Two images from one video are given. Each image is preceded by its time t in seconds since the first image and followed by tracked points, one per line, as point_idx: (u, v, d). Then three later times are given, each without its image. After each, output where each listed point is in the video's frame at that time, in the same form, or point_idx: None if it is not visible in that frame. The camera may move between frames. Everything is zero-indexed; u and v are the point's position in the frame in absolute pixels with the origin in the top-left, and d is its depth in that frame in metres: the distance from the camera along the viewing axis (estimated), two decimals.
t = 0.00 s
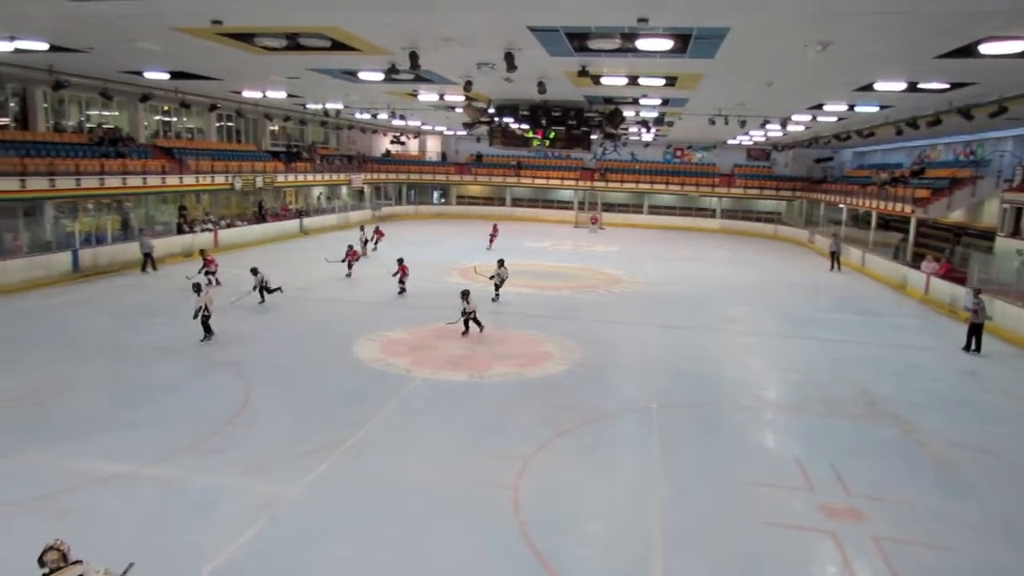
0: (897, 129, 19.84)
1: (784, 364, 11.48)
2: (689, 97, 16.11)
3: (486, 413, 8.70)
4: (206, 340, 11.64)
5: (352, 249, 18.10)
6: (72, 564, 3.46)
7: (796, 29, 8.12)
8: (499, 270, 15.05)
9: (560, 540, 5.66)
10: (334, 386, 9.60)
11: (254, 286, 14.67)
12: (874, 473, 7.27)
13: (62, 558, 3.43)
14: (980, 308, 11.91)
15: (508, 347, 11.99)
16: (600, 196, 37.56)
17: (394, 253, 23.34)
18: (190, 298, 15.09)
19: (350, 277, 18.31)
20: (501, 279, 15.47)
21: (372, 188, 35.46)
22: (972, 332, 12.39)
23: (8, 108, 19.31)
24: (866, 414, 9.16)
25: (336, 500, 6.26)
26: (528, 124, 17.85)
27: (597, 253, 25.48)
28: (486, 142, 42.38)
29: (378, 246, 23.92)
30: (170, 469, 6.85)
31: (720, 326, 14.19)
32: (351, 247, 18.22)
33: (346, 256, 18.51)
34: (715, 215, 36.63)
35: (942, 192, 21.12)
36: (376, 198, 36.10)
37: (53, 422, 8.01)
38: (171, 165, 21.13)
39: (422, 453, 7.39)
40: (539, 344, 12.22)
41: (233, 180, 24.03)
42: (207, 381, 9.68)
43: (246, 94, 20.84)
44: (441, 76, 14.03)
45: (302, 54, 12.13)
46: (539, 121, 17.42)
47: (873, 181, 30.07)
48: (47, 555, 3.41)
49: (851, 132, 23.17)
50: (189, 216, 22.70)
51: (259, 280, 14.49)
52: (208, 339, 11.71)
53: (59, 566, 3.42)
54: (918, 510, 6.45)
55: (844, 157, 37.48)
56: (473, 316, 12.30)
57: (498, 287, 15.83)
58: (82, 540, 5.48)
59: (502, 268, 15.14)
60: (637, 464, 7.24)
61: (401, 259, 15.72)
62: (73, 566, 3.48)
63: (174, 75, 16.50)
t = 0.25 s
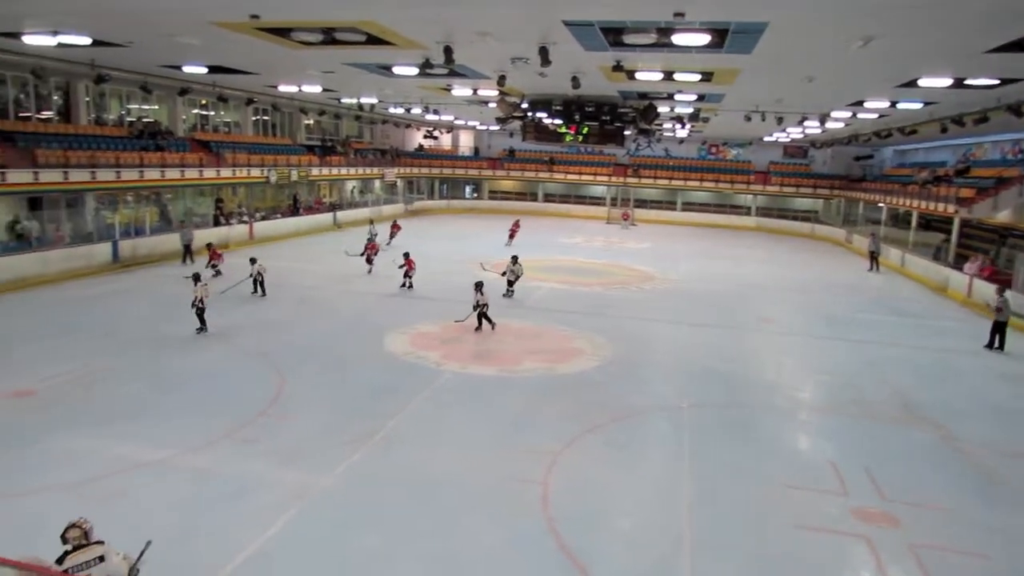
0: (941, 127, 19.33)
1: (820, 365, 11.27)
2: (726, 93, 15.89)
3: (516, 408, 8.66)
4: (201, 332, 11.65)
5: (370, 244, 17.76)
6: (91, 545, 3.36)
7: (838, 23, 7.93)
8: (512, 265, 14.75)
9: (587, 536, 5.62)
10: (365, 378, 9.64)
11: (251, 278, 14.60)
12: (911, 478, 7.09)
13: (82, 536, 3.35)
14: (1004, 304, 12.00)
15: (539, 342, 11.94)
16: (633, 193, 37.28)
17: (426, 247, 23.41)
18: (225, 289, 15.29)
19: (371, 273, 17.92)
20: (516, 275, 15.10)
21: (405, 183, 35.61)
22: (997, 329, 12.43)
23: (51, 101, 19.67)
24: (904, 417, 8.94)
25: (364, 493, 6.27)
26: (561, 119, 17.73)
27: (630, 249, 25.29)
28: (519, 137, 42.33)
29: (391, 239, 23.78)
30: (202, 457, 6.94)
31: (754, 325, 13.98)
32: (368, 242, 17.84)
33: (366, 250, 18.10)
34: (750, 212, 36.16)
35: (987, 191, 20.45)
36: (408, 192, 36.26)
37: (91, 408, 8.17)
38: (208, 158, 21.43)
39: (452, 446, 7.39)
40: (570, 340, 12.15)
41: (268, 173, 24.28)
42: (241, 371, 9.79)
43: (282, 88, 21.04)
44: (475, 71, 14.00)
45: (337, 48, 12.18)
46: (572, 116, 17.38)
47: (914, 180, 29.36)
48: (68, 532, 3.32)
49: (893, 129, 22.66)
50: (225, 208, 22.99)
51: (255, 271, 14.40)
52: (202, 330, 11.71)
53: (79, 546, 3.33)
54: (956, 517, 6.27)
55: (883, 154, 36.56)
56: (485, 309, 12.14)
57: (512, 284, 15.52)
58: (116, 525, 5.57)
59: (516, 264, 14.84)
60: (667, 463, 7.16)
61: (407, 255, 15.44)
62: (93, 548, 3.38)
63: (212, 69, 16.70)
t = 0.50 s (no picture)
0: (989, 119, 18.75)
1: (860, 362, 11.04)
2: (765, 84, 15.61)
3: (550, 401, 8.63)
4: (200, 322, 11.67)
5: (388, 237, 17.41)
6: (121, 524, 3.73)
7: (883, 13, 7.71)
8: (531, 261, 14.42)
9: (619, 530, 5.57)
10: (400, 369, 9.69)
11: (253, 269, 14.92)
12: (955, 478, 6.90)
13: (111, 516, 3.70)
14: None
15: (573, 335, 11.89)
16: (669, 186, 36.92)
17: (461, 240, 23.47)
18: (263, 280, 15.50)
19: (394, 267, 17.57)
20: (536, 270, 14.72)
21: (439, 175, 35.72)
22: None
23: (95, 95, 20.07)
24: (948, 417, 8.72)
25: (398, 483, 6.30)
26: (596, 113, 17.54)
27: (665, 243, 25.07)
28: (554, 130, 42.16)
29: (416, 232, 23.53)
30: (240, 444, 7.04)
31: (792, 321, 13.75)
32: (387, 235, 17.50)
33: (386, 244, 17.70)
34: (788, 206, 35.59)
35: None
36: (443, 185, 36.38)
37: (133, 395, 8.35)
38: (247, 150, 21.71)
39: (485, 438, 7.40)
40: (603, 334, 12.08)
41: (305, 166, 24.50)
42: (278, 360, 9.91)
43: (319, 81, 21.22)
44: (511, 63, 13.95)
45: (372, 42, 12.23)
46: (608, 109, 17.22)
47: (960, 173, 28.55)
48: (98, 510, 3.68)
49: (938, 121, 22.06)
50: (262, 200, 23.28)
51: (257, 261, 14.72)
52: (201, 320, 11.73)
53: (109, 523, 3.70)
54: (1000, 519, 6.08)
55: (928, 147, 35.53)
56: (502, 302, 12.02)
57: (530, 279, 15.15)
58: (156, 510, 5.68)
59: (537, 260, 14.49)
60: (702, 458, 7.08)
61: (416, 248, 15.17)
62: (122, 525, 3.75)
63: (250, 62, 16.88)
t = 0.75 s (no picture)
0: None
1: (909, 358, 10.69)
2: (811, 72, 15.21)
3: (589, 393, 8.52)
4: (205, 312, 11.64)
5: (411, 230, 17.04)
6: (152, 502, 3.79)
7: None
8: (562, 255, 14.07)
9: (658, 523, 5.49)
10: (437, 360, 9.66)
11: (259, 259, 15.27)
12: (1007, 478, 6.63)
13: (146, 492, 3.79)
14: None
15: (611, 327, 11.75)
16: (709, 176, 36.35)
17: (499, 231, 23.37)
18: (304, 270, 15.63)
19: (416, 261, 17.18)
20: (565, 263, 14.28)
21: (477, 166, 35.68)
22: None
23: (141, 89, 20.37)
24: (1001, 414, 8.37)
25: (436, 473, 6.27)
26: (635, 102, 17.29)
27: (706, 234, 24.69)
28: (593, 120, 41.80)
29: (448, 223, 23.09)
30: (280, 431, 7.09)
31: (837, 315, 13.40)
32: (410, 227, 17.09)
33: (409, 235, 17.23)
34: (833, 197, 34.78)
35: None
36: (481, 176, 36.33)
37: (176, 382, 8.47)
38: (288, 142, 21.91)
39: (522, 428, 7.33)
40: (641, 326, 11.91)
41: (345, 157, 24.58)
42: (318, 350, 9.97)
43: (358, 73, 21.31)
44: (549, 53, 13.79)
45: (411, 33, 12.20)
46: (648, 98, 16.94)
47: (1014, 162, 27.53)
48: (133, 487, 3.77)
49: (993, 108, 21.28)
50: (302, 191, 23.47)
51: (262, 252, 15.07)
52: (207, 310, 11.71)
53: (141, 499, 3.76)
54: None
55: (984, 135, 34.44)
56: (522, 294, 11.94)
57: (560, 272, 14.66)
58: (196, 496, 5.75)
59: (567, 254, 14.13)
60: (744, 452, 6.92)
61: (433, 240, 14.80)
62: (150, 504, 3.78)
63: (290, 55, 16.99)
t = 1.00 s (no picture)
0: None
1: (969, 355, 10.28)
2: (870, 58, 14.68)
3: (633, 381, 8.40)
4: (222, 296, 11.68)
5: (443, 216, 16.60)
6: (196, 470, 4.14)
7: None
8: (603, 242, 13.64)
9: (701, 516, 5.38)
10: (480, 344, 9.62)
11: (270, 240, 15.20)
12: None
13: (189, 462, 4.15)
14: None
15: (657, 316, 11.56)
16: (760, 165, 35.57)
17: (544, 218, 23.21)
18: (349, 254, 15.74)
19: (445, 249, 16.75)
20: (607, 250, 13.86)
21: (524, 152, 35.54)
22: None
23: (195, 74, 20.69)
24: None
25: (479, 456, 6.26)
26: (685, 88, 16.96)
27: (755, 224, 24.17)
28: (641, 107, 41.21)
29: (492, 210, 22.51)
30: (324, 411, 7.14)
31: (893, 309, 12.97)
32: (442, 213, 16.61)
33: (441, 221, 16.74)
34: (890, 187, 33.72)
35: None
36: (527, 162, 36.17)
37: (225, 361, 8.61)
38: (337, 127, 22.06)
39: (566, 415, 7.27)
40: (688, 315, 11.69)
41: (392, 142, 24.52)
42: (362, 332, 10.02)
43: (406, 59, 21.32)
44: (598, 37, 13.59)
45: (459, 18, 12.11)
46: (698, 85, 16.62)
47: None
48: (177, 457, 4.15)
49: None
50: (350, 175, 23.65)
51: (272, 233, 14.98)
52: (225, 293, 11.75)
53: (186, 468, 4.12)
54: None
55: None
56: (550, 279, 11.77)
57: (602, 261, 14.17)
58: (242, 472, 5.83)
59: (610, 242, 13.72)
60: (792, 445, 6.75)
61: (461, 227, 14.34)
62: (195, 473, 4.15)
63: (339, 40, 17.06)
